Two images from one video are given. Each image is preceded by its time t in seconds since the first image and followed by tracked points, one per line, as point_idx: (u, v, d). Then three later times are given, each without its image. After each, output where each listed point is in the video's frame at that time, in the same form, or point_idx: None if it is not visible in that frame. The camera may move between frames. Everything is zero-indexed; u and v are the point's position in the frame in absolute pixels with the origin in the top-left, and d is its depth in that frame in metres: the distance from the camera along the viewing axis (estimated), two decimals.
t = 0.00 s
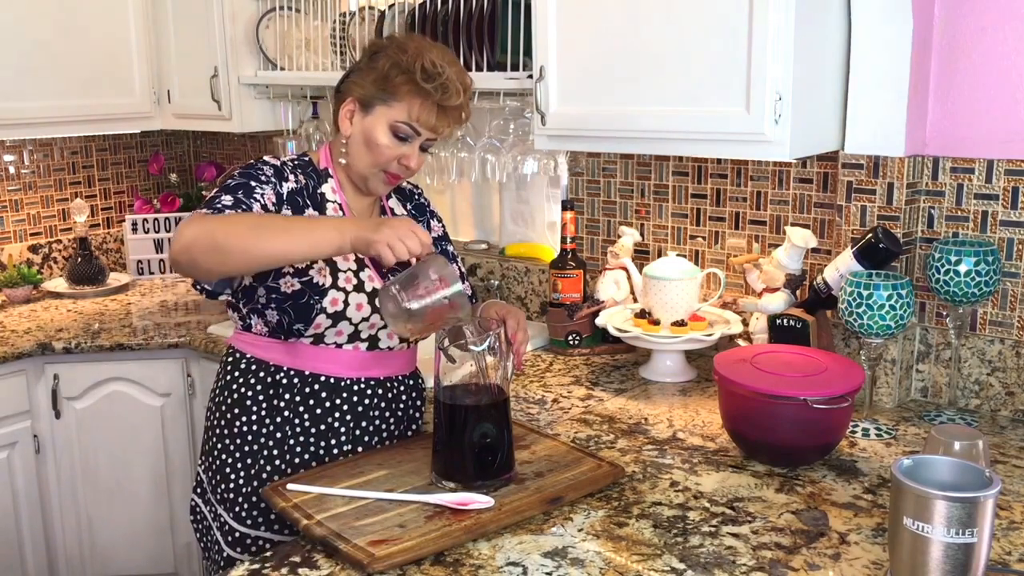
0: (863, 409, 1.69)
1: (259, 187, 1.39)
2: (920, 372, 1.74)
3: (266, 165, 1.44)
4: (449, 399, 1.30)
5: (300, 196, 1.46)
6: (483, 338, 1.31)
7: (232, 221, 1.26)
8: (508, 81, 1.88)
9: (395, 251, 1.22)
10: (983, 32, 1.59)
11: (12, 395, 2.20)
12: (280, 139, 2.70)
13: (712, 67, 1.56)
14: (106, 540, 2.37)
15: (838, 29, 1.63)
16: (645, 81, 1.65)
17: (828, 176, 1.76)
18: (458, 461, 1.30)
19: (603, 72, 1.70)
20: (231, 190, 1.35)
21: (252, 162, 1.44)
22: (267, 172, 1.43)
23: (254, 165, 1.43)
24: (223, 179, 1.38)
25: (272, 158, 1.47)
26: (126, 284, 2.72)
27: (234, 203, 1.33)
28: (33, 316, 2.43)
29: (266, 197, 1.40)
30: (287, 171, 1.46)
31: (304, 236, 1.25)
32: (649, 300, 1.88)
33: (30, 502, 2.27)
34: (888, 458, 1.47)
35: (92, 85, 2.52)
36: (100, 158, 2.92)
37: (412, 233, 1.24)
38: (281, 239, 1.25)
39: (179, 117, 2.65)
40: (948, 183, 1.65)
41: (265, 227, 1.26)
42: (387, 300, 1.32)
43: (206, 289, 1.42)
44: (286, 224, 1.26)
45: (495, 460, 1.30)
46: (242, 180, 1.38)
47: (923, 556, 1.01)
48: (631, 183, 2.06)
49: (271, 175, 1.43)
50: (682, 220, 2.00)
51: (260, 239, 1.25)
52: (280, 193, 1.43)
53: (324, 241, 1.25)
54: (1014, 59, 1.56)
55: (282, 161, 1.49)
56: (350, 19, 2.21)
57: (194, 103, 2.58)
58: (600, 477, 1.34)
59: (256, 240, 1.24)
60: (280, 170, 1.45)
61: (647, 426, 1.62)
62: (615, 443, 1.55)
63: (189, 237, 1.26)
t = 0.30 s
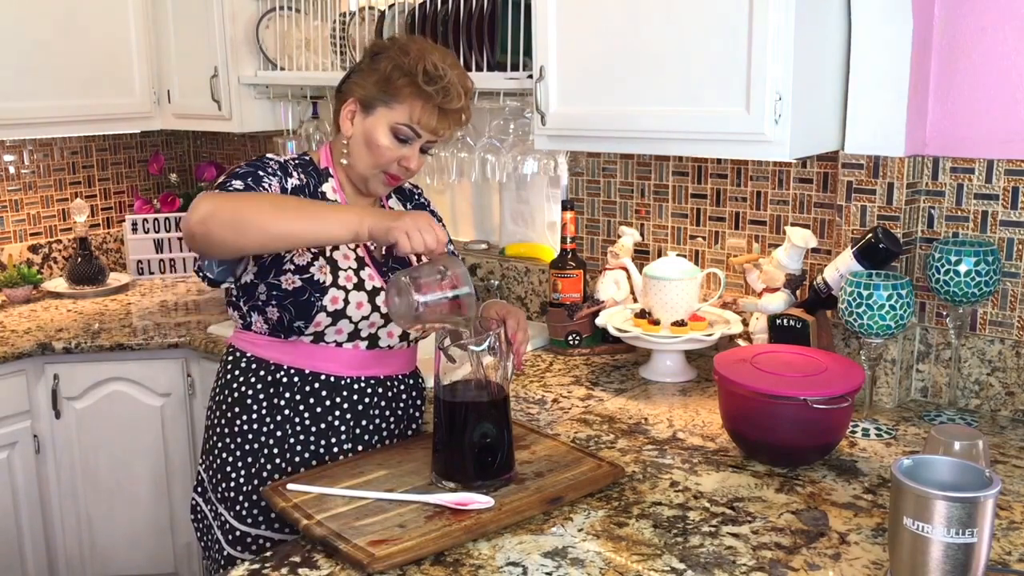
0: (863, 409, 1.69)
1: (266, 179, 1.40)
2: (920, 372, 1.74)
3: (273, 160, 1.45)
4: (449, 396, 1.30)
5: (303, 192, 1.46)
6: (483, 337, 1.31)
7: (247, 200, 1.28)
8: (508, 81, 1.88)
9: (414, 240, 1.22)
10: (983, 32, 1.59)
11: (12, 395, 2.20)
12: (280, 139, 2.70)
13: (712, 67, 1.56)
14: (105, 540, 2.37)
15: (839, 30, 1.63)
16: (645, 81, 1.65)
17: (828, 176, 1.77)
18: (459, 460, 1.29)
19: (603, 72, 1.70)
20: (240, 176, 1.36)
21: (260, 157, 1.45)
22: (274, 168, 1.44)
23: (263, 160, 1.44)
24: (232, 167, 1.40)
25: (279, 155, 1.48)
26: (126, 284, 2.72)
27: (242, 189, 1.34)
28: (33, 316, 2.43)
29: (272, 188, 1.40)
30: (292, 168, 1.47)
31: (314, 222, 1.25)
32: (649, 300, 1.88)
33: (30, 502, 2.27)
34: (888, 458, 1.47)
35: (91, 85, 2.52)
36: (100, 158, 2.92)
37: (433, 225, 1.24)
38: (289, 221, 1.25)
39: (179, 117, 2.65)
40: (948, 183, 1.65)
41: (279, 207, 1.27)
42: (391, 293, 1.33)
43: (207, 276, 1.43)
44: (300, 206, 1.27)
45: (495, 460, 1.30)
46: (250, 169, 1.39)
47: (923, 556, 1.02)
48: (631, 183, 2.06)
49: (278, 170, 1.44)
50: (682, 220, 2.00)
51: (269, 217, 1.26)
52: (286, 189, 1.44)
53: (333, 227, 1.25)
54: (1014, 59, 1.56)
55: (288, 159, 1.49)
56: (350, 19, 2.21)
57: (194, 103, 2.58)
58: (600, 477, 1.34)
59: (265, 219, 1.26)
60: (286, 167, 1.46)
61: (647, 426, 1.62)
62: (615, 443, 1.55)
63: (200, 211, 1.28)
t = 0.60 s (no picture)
0: (863, 409, 1.69)
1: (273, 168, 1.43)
2: (920, 372, 1.74)
3: (279, 157, 1.47)
4: (450, 394, 1.30)
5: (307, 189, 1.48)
6: (483, 337, 1.31)
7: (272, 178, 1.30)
8: (508, 81, 1.88)
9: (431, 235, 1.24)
10: (983, 32, 1.59)
11: (12, 395, 2.20)
12: (281, 139, 2.70)
13: (712, 67, 1.56)
14: (106, 540, 2.37)
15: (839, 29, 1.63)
16: (644, 81, 1.65)
17: (828, 176, 1.77)
18: (459, 460, 1.29)
19: (603, 72, 1.70)
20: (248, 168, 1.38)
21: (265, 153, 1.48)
22: (280, 161, 1.46)
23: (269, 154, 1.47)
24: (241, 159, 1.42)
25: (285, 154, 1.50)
26: (126, 284, 2.72)
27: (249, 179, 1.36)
28: (33, 316, 2.43)
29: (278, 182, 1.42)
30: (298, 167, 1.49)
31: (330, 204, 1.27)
32: (649, 300, 1.88)
33: (30, 501, 2.27)
34: (888, 458, 1.47)
35: (91, 86, 2.52)
36: (100, 158, 2.92)
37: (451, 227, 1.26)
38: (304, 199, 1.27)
39: (179, 117, 2.65)
40: (948, 183, 1.65)
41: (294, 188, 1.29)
42: (399, 288, 1.31)
43: (212, 261, 1.45)
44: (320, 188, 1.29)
45: (495, 460, 1.30)
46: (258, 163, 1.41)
47: (923, 556, 1.01)
48: (631, 183, 2.06)
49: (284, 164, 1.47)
50: (682, 220, 2.00)
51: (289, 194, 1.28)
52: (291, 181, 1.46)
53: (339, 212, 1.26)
54: (1015, 59, 1.56)
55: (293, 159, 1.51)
56: (350, 20, 2.21)
57: (194, 103, 2.58)
58: (600, 477, 1.34)
59: (283, 195, 1.28)
60: (291, 163, 1.48)
61: (647, 426, 1.62)
62: (615, 443, 1.55)
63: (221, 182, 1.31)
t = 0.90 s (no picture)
0: (863, 409, 1.69)
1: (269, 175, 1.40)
2: (920, 372, 1.74)
3: (278, 158, 1.46)
4: (449, 392, 1.30)
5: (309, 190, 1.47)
6: (483, 338, 1.31)
7: (244, 197, 1.28)
8: (508, 81, 1.88)
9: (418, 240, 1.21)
10: (983, 32, 1.59)
11: (12, 395, 2.20)
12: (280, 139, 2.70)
13: (712, 67, 1.56)
14: (105, 540, 2.37)
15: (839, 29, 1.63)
16: (644, 81, 1.65)
17: (828, 176, 1.77)
18: (458, 460, 1.29)
19: (603, 72, 1.70)
20: (245, 174, 1.36)
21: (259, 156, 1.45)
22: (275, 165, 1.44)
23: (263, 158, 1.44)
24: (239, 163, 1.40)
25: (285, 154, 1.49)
26: (126, 284, 2.72)
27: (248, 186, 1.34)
28: (33, 316, 2.43)
29: (278, 185, 1.41)
30: (298, 167, 1.48)
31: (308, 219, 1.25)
32: (649, 300, 1.88)
33: (30, 501, 2.27)
34: (888, 458, 1.47)
35: (91, 86, 2.52)
36: (100, 158, 2.92)
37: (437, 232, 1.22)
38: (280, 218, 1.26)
39: (179, 117, 2.65)
40: (948, 183, 1.65)
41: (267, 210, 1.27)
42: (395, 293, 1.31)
43: (213, 274, 1.43)
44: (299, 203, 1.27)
45: (495, 460, 1.30)
46: (256, 167, 1.39)
47: (923, 556, 1.02)
48: (631, 183, 2.06)
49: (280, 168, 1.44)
50: (682, 220, 2.00)
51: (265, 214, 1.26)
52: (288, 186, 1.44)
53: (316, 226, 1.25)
54: (1015, 59, 1.56)
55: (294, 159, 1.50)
56: (350, 19, 2.21)
57: (194, 103, 2.58)
58: (600, 477, 1.34)
59: (269, 218, 1.26)
60: (288, 165, 1.46)
61: (647, 426, 1.62)
62: (615, 443, 1.55)
63: (202, 209, 1.29)
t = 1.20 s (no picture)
0: (863, 409, 1.69)
1: (246, 203, 1.40)
2: (920, 372, 1.74)
3: (251, 174, 1.44)
4: (449, 392, 1.30)
5: (290, 200, 1.47)
6: (483, 337, 1.30)
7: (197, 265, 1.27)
8: (508, 81, 1.88)
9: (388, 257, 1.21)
10: (983, 32, 1.59)
11: (12, 395, 2.20)
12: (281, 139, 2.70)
13: (713, 66, 1.56)
14: (106, 540, 2.37)
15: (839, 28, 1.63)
16: (643, 80, 1.65)
17: (828, 176, 1.77)
18: (459, 460, 1.29)
19: (603, 72, 1.70)
20: (219, 216, 1.36)
21: (235, 175, 1.43)
22: (254, 184, 1.43)
23: (238, 179, 1.43)
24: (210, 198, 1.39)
25: (258, 163, 1.47)
26: (126, 284, 2.72)
27: (223, 231, 1.35)
28: (33, 316, 2.43)
29: (255, 212, 1.41)
30: (274, 178, 1.46)
31: (261, 275, 1.23)
32: (649, 300, 1.88)
33: (30, 501, 2.27)
34: (888, 458, 1.47)
35: (90, 86, 2.52)
36: (100, 158, 2.92)
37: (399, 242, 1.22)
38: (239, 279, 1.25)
39: (179, 117, 2.65)
40: (948, 183, 1.65)
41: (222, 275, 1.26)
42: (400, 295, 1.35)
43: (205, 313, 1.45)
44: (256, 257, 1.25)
45: (495, 460, 1.30)
46: (229, 202, 1.38)
47: (923, 556, 1.02)
48: (631, 183, 2.06)
49: (258, 185, 1.43)
50: (682, 220, 2.00)
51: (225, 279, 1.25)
52: (268, 204, 1.44)
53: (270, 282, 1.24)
54: (1014, 59, 1.56)
55: (269, 165, 1.48)
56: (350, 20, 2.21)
57: (195, 103, 2.58)
58: (600, 477, 1.34)
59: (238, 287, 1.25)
60: (268, 177, 1.46)
61: (647, 426, 1.62)
62: (615, 443, 1.55)
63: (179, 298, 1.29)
